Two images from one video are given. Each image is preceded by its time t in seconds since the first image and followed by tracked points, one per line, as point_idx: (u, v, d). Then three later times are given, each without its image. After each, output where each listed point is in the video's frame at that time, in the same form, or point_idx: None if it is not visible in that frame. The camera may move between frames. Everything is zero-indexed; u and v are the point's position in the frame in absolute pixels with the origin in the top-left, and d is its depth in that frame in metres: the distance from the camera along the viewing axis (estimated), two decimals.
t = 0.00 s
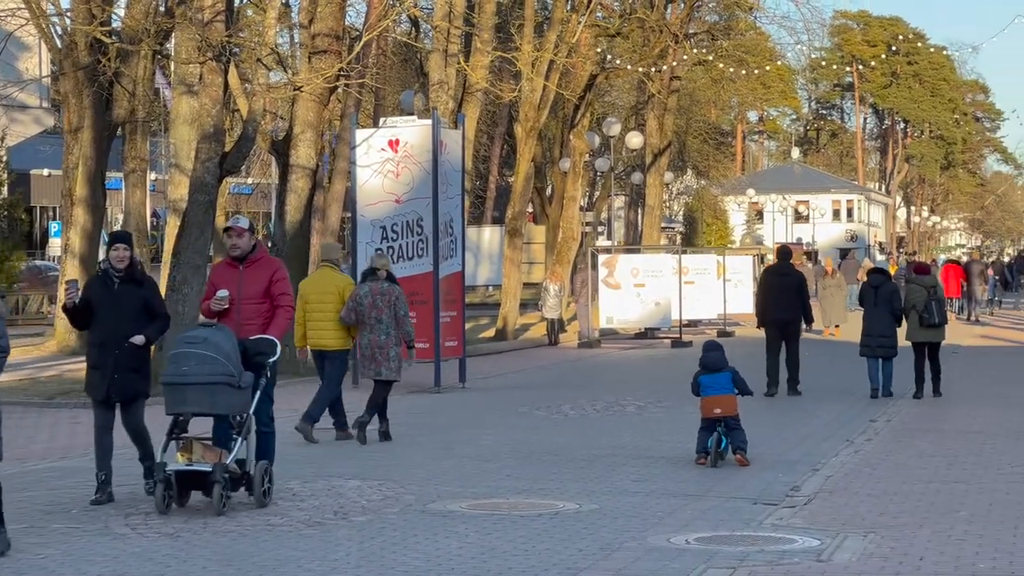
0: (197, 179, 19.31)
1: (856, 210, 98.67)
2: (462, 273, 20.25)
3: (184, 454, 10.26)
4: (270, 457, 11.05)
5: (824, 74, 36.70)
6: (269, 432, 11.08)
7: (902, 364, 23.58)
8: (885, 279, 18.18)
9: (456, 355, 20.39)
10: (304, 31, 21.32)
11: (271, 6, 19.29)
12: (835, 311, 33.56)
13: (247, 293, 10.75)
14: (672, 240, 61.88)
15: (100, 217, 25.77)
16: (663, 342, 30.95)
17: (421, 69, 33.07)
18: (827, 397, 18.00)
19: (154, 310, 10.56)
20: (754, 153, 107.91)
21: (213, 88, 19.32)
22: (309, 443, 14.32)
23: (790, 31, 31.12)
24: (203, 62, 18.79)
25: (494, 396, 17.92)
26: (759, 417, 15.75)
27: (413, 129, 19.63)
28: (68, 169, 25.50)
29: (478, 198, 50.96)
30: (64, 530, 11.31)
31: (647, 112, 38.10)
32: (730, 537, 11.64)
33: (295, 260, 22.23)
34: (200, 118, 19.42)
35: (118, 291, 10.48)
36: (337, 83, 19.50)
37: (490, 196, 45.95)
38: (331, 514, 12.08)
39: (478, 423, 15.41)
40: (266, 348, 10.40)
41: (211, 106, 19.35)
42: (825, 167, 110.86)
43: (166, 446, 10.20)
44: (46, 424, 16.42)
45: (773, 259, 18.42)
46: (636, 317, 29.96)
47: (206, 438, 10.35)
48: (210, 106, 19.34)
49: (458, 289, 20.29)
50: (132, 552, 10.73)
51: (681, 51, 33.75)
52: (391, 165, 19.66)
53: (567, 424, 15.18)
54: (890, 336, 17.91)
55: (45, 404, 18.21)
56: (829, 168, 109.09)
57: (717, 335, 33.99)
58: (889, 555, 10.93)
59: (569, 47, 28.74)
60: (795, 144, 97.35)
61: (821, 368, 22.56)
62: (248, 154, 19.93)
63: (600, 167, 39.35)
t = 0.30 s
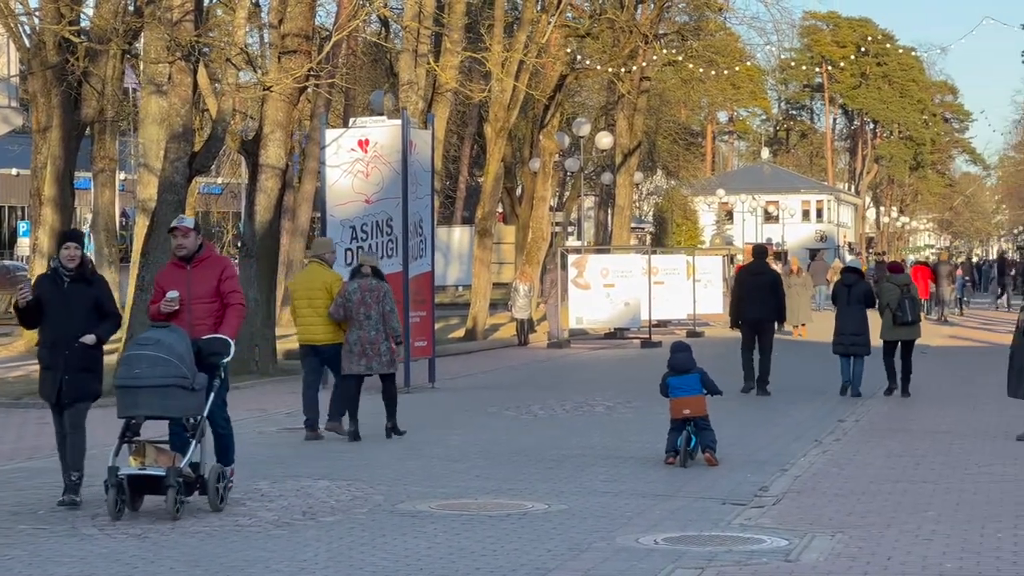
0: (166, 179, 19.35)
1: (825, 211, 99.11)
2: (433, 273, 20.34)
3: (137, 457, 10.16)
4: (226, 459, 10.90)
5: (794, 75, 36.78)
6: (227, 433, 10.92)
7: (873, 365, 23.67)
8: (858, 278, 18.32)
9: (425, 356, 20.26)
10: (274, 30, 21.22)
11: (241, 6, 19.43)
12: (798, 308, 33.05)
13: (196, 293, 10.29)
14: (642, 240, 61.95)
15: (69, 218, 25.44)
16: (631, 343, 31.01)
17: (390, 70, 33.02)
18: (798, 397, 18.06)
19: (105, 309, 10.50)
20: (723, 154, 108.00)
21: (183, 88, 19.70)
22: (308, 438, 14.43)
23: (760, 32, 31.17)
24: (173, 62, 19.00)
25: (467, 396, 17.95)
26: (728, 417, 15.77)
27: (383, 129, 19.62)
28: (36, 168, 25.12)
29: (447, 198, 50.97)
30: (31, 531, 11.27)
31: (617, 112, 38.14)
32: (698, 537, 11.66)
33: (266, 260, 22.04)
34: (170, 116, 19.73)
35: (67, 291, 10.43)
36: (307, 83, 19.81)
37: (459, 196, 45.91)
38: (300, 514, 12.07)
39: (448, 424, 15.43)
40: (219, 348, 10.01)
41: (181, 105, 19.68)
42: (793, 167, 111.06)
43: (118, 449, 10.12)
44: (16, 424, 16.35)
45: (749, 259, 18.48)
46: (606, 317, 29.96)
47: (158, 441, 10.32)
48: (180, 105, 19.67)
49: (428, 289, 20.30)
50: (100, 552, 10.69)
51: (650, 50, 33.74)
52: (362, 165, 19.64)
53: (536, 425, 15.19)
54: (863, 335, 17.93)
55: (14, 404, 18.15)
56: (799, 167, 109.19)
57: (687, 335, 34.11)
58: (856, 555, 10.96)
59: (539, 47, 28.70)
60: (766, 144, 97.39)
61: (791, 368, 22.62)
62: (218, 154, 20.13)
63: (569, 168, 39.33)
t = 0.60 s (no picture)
0: (134, 177, 19.82)
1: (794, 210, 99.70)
2: (401, 272, 20.24)
3: (89, 461, 10.17)
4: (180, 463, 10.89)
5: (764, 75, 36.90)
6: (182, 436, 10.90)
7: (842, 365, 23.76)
8: (827, 278, 18.38)
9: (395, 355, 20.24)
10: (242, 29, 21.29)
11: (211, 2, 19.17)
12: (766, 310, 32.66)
13: (149, 291, 9.97)
14: (611, 240, 62.11)
15: (36, 216, 25.54)
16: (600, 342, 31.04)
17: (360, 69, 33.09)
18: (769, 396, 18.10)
19: (57, 314, 10.37)
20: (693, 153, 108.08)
21: (151, 86, 19.86)
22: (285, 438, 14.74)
23: (729, 32, 31.23)
24: (141, 60, 19.03)
25: (437, 396, 17.94)
26: (696, 417, 15.79)
27: (352, 128, 19.67)
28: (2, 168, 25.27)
29: (417, 196, 51.02)
30: None
31: (587, 112, 38.20)
32: (666, 536, 11.67)
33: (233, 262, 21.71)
34: (138, 115, 19.98)
35: (19, 293, 10.29)
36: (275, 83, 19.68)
37: (428, 195, 45.95)
38: (268, 514, 12.05)
39: (417, 423, 15.42)
40: (174, 349, 9.78)
41: (148, 104, 19.88)
42: (763, 167, 111.34)
43: (69, 453, 10.08)
44: None
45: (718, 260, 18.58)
46: (575, 317, 30.05)
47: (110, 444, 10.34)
48: (148, 104, 19.88)
49: (397, 289, 20.25)
50: (66, 551, 10.62)
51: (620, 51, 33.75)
52: (330, 165, 19.69)
53: (504, 425, 15.20)
54: (832, 333, 18.12)
55: None
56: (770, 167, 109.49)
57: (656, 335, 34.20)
58: (824, 554, 10.98)
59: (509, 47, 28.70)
60: (738, 143, 97.55)
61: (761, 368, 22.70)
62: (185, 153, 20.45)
63: (538, 167, 39.36)
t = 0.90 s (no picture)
0: (102, 177, 20.29)
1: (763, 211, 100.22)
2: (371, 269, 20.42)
3: (37, 464, 10.01)
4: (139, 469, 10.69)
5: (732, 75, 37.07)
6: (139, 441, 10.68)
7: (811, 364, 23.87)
8: (791, 278, 18.61)
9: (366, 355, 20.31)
10: (212, 28, 21.22)
11: (178, 2, 19.21)
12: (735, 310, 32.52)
13: (107, 292, 9.95)
14: (580, 239, 62.25)
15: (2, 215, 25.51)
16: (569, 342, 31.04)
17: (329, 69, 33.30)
18: (740, 396, 18.13)
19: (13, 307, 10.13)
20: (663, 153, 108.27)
21: (118, 85, 20.22)
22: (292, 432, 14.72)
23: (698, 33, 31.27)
24: (108, 59, 19.00)
25: (406, 396, 17.93)
26: (664, 416, 15.84)
27: (321, 128, 19.61)
28: None
29: (386, 195, 51.13)
30: None
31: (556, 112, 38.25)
32: (633, 535, 11.70)
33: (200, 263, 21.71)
34: (107, 114, 20.42)
35: None
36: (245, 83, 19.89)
37: (398, 194, 46.02)
38: (235, 513, 12.04)
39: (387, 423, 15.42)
40: (129, 352, 9.76)
41: (117, 103, 20.33)
42: (732, 167, 111.55)
43: (18, 456, 9.91)
44: None
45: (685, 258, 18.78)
46: (543, 317, 29.97)
47: (62, 448, 10.18)
48: (116, 103, 20.33)
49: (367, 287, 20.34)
50: (33, 551, 10.58)
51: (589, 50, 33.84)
52: (300, 164, 19.67)
53: (472, 424, 15.22)
54: (796, 332, 18.14)
55: None
56: (740, 168, 109.68)
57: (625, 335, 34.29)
58: (790, 553, 11.01)
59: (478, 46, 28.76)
60: (707, 144, 97.83)
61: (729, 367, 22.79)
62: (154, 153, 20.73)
63: (508, 167, 39.42)
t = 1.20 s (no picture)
0: (70, 176, 20.32)
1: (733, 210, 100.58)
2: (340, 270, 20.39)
3: None
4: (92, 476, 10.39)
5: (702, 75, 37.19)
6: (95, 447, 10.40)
7: (780, 364, 23.97)
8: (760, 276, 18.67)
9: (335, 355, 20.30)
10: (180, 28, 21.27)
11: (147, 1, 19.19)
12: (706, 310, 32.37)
13: (61, 291, 9.86)
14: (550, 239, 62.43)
15: None
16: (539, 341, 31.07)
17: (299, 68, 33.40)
18: (711, 395, 18.17)
19: None
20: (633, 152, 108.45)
21: (86, 85, 20.52)
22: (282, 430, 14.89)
23: (668, 34, 31.33)
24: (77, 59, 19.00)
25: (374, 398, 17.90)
26: (633, 416, 15.88)
27: (290, 128, 19.63)
28: None
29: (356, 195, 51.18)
30: None
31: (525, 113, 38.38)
32: (601, 535, 11.71)
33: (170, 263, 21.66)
34: (76, 114, 20.55)
35: None
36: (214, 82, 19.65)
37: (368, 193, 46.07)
38: (203, 514, 12.01)
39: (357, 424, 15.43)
40: (81, 354, 9.57)
41: (84, 102, 20.49)
42: (704, 166, 111.89)
43: None
44: None
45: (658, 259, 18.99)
46: (512, 317, 30.02)
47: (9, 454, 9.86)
48: (84, 102, 20.49)
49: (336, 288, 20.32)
50: None
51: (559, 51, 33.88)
52: (268, 164, 19.67)
53: (441, 424, 15.24)
54: (766, 331, 18.37)
55: None
56: (710, 167, 109.99)
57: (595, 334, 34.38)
58: (757, 553, 11.01)
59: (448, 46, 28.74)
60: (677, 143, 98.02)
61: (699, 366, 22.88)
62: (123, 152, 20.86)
63: (478, 167, 39.46)
